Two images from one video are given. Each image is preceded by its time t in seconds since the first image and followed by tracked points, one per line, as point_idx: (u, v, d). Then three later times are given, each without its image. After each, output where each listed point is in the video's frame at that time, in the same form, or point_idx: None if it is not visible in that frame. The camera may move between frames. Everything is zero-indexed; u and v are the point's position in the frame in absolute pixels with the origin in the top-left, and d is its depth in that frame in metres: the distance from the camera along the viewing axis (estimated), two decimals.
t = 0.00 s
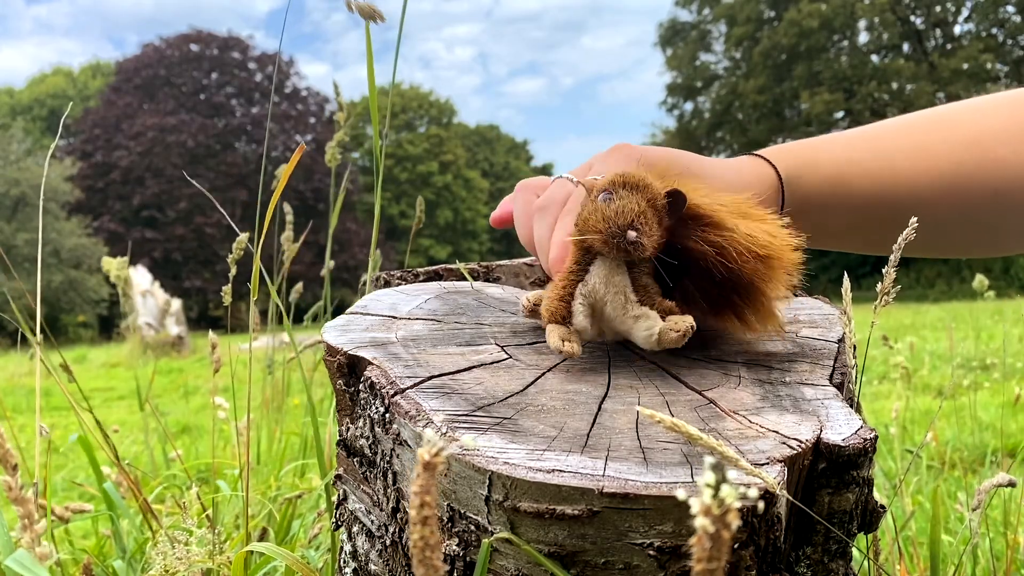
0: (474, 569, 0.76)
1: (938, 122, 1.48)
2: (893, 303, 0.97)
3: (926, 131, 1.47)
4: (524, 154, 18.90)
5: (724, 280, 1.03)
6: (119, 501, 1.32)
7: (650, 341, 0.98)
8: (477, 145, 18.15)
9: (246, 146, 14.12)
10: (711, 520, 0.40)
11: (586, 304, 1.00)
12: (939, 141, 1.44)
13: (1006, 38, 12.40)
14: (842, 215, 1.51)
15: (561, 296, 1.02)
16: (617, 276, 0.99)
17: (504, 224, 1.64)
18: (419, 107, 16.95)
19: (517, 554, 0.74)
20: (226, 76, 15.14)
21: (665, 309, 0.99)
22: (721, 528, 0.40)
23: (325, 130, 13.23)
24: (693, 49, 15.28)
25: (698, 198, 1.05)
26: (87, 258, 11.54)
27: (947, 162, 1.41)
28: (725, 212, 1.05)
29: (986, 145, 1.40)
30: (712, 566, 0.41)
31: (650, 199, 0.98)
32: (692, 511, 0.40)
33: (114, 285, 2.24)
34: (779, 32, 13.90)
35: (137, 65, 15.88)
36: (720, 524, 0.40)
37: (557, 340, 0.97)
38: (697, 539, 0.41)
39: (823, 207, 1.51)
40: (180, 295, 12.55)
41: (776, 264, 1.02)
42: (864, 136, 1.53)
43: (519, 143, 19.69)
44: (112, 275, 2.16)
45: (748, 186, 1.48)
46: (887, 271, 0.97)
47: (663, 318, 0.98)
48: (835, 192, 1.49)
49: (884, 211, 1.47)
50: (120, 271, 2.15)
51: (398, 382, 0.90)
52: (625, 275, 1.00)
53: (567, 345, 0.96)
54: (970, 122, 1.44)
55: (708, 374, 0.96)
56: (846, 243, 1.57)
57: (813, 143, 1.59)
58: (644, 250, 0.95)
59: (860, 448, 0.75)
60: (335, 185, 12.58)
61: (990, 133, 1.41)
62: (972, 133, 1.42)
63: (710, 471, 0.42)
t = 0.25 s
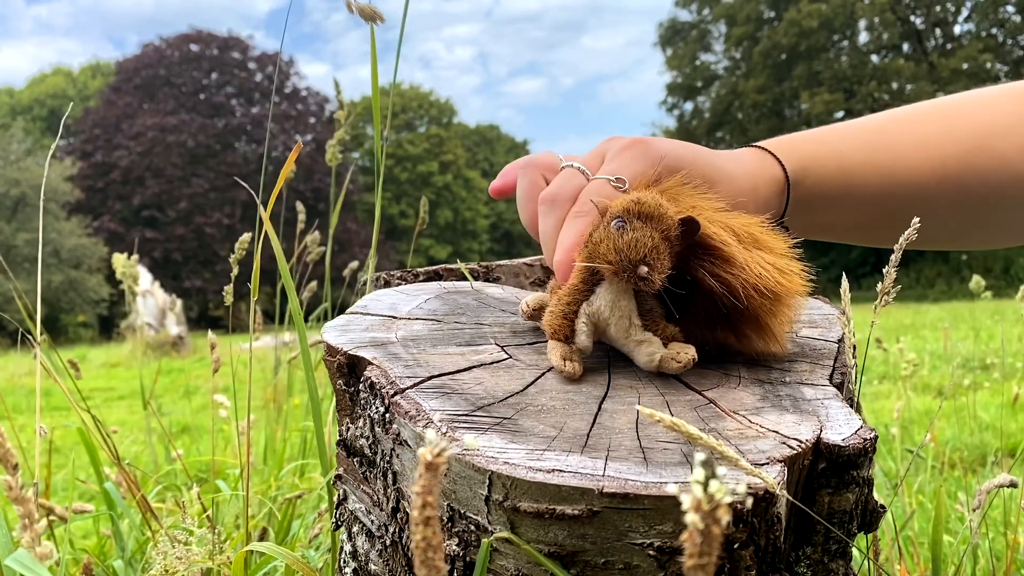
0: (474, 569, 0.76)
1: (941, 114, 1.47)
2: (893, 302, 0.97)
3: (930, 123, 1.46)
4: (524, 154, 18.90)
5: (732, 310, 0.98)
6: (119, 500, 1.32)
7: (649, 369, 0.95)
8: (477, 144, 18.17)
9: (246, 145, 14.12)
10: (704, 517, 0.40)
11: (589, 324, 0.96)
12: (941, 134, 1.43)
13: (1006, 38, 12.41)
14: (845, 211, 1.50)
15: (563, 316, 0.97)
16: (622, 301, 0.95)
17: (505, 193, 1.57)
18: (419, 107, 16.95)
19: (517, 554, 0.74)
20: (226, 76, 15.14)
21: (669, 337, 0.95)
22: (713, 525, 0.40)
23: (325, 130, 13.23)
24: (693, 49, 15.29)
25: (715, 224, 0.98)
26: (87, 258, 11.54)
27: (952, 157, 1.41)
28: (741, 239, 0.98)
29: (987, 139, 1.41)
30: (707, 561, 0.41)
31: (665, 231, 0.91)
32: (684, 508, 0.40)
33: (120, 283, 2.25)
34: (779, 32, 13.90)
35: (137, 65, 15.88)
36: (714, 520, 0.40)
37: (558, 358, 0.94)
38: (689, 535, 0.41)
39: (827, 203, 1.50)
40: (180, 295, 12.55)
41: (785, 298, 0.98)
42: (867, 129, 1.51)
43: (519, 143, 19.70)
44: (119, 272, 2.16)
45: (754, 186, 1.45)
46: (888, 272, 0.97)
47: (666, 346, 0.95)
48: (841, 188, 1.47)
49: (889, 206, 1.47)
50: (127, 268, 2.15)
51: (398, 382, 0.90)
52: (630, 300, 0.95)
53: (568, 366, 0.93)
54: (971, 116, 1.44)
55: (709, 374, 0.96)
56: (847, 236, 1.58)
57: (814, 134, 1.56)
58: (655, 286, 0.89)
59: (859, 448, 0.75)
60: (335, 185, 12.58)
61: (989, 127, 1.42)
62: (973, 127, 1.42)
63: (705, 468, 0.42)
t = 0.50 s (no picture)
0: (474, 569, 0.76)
1: (934, 117, 1.48)
2: (893, 303, 0.97)
3: (923, 125, 1.47)
4: (523, 154, 18.91)
5: (724, 264, 1.05)
6: (119, 500, 1.32)
7: (651, 327, 0.98)
8: (476, 145, 18.16)
9: (246, 145, 14.12)
10: (701, 518, 0.40)
11: (587, 291, 1.01)
12: (935, 135, 1.44)
13: (1006, 38, 12.40)
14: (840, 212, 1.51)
15: (562, 284, 1.02)
16: (618, 261, 1.01)
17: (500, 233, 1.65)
18: (419, 107, 16.95)
19: (517, 554, 0.74)
20: (226, 76, 15.13)
21: (666, 295, 1.00)
22: (712, 525, 0.40)
23: (325, 130, 13.23)
24: (693, 49, 15.28)
25: (694, 188, 1.09)
26: (87, 258, 11.54)
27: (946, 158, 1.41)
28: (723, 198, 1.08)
29: (984, 139, 1.40)
30: (705, 564, 0.41)
31: (651, 187, 1.02)
32: (682, 509, 0.39)
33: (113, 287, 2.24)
34: (779, 32, 13.90)
35: (137, 65, 15.88)
36: (713, 520, 0.40)
37: (557, 326, 0.97)
38: (688, 537, 0.41)
39: (822, 204, 1.51)
40: (180, 295, 12.55)
41: (774, 248, 1.05)
42: (863, 133, 1.53)
43: (519, 143, 19.71)
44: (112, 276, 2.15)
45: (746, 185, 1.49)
46: (887, 270, 0.97)
47: (664, 303, 0.99)
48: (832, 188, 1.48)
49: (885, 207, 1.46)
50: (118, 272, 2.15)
51: (398, 382, 0.90)
52: (626, 261, 1.02)
53: (568, 331, 0.96)
54: (968, 117, 1.45)
55: (708, 374, 0.96)
56: (847, 242, 1.57)
57: (810, 139, 1.59)
58: (646, 233, 0.98)
59: (860, 449, 0.75)
60: (335, 185, 12.58)
61: (987, 128, 1.41)
62: (969, 128, 1.42)
63: (704, 469, 0.42)
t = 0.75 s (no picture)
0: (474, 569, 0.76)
1: (939, 108, 1.47)
2: (893, 302, 0.97)
3: (927, 116, 1.46)
4: (523, 154, 18.92)
5: (732, 289, 1.01)
6: (119, 501, 1.32)
7: (650, 355, 0.96)
8: (476, 144, 18.17)
9: (246, 145, 14.13)
10: (700, 517, 0.40)
11: (588, 314, 0.97)
12: (940, 126, 1.43)
13: (1006, 38, 12.41)
14: (843, 202, 1.51)
15: (562, 307, 0.98)
16: (621, 288, 0.96)
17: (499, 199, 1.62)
18: (419, 107, 16.96)
19: (517, 554, 0.74)
20: (226, 76, 15.13)
21: (668, 322, 0.97)
22: (710, 524, 0.40)
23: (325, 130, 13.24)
24: (693, 49, 15.29)
25: (706, 205, 1.02)
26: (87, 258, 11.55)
27: (950, 150, 1.40)
28: (735, 219, 1.02)
29: (990, 130, 1.39)
30: (704, 562, 0.41)
31: (661, 213, 0.94)
32: (681, 508, 0.39)
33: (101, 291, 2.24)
34: (778, 32, 13.91)
35: (137, 65, 15.89)
36: (711, 520, 0.40)
37: (560, 348, 0.96)
38: (686, 536, 0.41)
39: (826, 194, 1.51)
40: (180, 295, 12.56)
41: (784, 274, 1.01)
42: (869, 122, 1.51)
43: (519, 143, 19.72)
44: (97, 281, 2.15)
45: (751, 179, 1.47)
46: (887, 270, 0.96)
47: (666, 332, 0.96)
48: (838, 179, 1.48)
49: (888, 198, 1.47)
50: (104, 277, 2.14)
51: (398, 382, 0.90)
52: (629, 287, 0.97)
53: (568, 353, 0.95)
54: (973, 107, 1.43)
55: (708, 374, 0.96)
56: (849, 230, 1.59)
57: (815, 129, 1.58)
58: (652, 266, 0.92)
59: (859, 448, 0.75)
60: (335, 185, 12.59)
61: (992, 119, 1.40)
62: (975, 118, 1.41)
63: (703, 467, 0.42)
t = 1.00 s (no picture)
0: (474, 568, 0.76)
1: (942, 118, 1.47)
2: (893, 303, 0.97)
3: (931, 127, 1.46)
4: (523, 154, 18.93)
5: (733, 307, 0.99)
6: (119, 501, 1.32)
7: (652, 361, 0.95)
8: (476, 144, 18.16)
9: (246, 145, 14.13)
10: (700, 517, 0.39)
11: (589, 323, 0.96)
12: (945, 137, 1.42)
13: (1006, 38, 12.41)
14: (847, 212, 1.52)
15: (563, 316, 0.97)
16: (623, 297, 0.95)
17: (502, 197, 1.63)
18: (419, 107, 16.95)
19: (517, 554, 0.74)
20: (226, 76, 15.13)
21: (669, 333, 0.96)
22: (709, 524, 0.40)
23: (325, 130, 13.24)
24: (693, 49, 15.28)
25: (708, 219, 1.00)
26: (87, 258, 11.54)
27: (955, 161, 1.40)
28: (738, 234, 1.00)
29: (995, 140, 1.38)
30: (701, 562, 0.41)
31: (664, 227, 0.92)
32: (680, 508, 0.39)
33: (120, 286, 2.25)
34: (778, 32, 13.90)
35: (137, 65, 15.89)
36: (710, 521, 0.40)
37: (558, 358, 0.93)
38: (685, 535, 0.41)
39: (832, 205, 1.51)
40: (180, 295, 12.56)
41: (785, 292, 0.99)
42: (873, 133, 1.52)
43: (519, 143, 19.72)
44: (119, 274, 2.16)
45: (755, 189, 1.49)
46: (888, 271, 0.96)
47: (667, 341, 0.95)
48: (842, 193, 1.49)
49: (891, 207, 1.47)
50: (126, 271, 2.16)
51: (398, 382, 0.90)
52: (631, 296, 0.96)
53: (568, 364, 0.92)
54: (979, 118, 1.42)
55: (708, 374, 0.96)
56: (853, 240, 1.59)
57: (819, 139, 1.58)
58: (653, 280, 0.90)
59: (859, 449, 0.75)
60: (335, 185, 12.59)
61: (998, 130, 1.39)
62: (981, 129, 1.40)
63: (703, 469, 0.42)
